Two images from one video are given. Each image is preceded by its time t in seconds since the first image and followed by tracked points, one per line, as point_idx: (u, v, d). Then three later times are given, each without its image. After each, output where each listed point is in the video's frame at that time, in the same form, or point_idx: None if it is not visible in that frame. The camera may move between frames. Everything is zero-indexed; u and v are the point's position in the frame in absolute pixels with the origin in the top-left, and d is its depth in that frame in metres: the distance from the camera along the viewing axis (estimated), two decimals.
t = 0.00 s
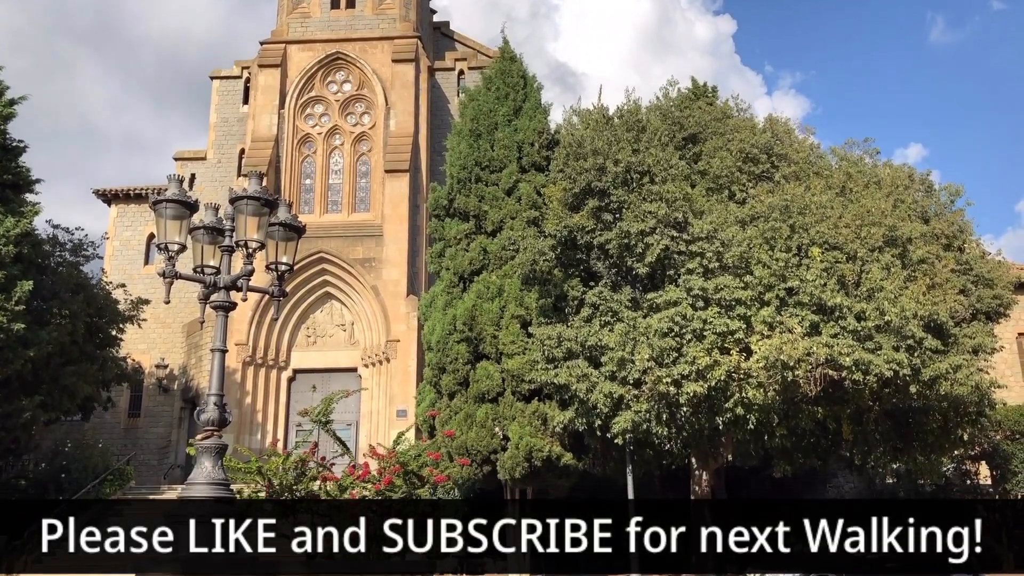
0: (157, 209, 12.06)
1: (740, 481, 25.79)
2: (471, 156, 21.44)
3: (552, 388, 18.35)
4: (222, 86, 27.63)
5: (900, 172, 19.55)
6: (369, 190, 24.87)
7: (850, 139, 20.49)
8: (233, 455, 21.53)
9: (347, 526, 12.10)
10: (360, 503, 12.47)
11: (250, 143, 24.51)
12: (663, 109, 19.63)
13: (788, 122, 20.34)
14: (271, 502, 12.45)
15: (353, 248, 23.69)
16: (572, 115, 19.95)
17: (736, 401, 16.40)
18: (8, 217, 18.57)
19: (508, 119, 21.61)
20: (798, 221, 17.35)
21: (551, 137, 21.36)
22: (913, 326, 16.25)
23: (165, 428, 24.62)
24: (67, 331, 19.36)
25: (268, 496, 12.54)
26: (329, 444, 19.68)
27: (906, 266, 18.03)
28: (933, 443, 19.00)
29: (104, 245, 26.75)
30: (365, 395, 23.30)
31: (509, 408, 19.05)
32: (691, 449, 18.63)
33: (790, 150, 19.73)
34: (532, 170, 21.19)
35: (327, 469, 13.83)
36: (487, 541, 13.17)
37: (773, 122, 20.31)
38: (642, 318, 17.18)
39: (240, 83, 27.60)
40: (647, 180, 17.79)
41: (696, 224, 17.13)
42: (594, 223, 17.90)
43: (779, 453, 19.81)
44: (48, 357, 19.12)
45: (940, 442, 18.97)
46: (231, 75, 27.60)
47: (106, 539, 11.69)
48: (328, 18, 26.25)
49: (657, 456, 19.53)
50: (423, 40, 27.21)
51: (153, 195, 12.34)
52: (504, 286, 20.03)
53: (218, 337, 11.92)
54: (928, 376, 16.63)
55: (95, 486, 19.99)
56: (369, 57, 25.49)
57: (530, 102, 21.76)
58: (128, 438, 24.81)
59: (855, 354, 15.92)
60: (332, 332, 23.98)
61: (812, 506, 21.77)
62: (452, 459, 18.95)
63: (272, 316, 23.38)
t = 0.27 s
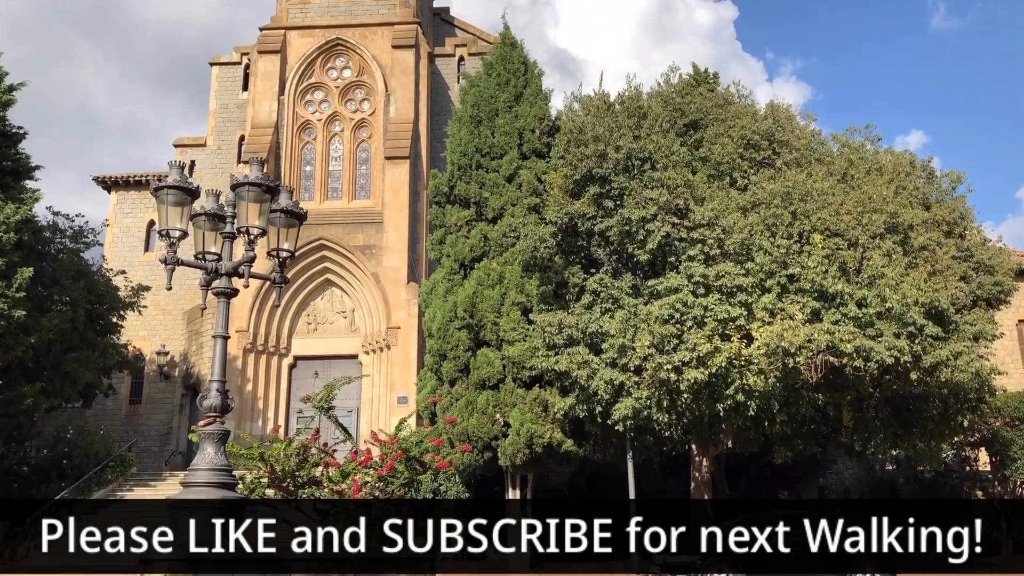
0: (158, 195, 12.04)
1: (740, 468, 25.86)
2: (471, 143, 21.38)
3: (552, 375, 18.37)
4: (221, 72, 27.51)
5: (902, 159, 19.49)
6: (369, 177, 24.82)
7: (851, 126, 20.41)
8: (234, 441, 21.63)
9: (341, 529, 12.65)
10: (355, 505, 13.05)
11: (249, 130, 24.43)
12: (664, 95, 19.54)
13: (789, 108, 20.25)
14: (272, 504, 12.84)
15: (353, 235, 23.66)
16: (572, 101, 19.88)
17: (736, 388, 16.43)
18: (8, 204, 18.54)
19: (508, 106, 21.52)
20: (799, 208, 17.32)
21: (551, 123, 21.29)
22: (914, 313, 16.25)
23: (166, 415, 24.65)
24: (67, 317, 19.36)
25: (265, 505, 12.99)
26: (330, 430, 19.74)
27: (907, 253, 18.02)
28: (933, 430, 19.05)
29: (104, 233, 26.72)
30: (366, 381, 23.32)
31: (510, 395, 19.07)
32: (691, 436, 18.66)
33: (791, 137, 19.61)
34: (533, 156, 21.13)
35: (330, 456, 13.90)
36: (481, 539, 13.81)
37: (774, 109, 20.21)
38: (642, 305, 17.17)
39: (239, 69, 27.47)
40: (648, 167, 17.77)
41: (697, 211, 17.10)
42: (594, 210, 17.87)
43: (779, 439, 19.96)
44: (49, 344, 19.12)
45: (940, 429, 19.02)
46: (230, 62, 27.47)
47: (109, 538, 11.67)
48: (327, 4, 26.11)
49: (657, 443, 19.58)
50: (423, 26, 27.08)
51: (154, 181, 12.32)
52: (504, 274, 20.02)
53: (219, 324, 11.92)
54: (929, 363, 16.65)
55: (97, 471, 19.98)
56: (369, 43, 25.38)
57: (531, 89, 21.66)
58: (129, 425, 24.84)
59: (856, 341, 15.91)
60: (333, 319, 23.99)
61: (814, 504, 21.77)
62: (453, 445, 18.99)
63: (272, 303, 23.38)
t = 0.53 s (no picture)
0: (160, 183, 12.04)
1: (741, 455, 25.94)
2: (472, 131, 21.34)
3: (554, 363, 18.40)
4: (222, 60, 27.44)
5: (904, 146, 19.46)
6: (370, 165, 24.78)
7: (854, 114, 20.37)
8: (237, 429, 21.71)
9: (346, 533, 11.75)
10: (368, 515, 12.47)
11: (250, 118, 24.39)
12: (666, 83, 19.48)
13: (791, 96, 20.20)
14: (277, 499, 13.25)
15: (355, 223, 23.63)
16: (574, 89, 19.83)
17: (738, 376, 16.45)
18: (10, 192, 18.54)
19: (510, 94, 21.45)
20: (801, 195, 17.30)
21: (553, 111, 21.24)
22: (915, 301, 16.26)
23: (169, 403, 24.71)
24: (70, 306, 19.39)
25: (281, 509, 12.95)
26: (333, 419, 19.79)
27: (909, 240, 18.02)
28: (934, 418, 19.09)
29: (106, 221, 26.72)
30: (368, 369, 23.36)
31: (512, 383, 19.10)
32: (693, 424, 18.69)
33: (794, 124, 19.55)
34: (534, 145, 21.11)
35: (333, 443, 14.15)
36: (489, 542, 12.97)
37: (777, 96, 20.15)
38: (644, 293, 17.18)
39: (240, 57, 27.39)
40: (650, 154, 17.77)
41: (699, 199, 17.10)
42: (596, 198, 17.87)
43: (781, 427, 20.03)
44: (52, 332, 19.15)
45: (941, 417, 19.05)
46: (231, 50, 27.39)
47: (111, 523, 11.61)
48: None
49: (658, 430, 19.63)
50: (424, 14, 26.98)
51: (157, 169, 12.32)
52: (506, 262, 20.00)
53: (223, 312, 11.94)
54: (930, 351, 16.67)
55: (100, 460, 19.96)
56: (370, 31, 25.30)
57: (533, 76, 21.59)
58: (132, 413, 24.91)
59: (857, 329, 15.94)
60: (334, 308, 24.01)
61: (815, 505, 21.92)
62: (455, 433, 19.04)
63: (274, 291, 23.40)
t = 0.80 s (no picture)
0: (163, 173, 12.04)
1: (743, 445, 25.97)
2: (475, 121, 21.30)
3: (557, 353, 18.41)
4: (224, 50, 27.36)
5: (907, 136, 19.43)
6: (372, 155, 24.74)
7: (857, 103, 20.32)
8: (241, 419, 21.76)
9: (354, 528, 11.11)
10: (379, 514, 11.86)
11: (252, 108, 24.34)
12: (669, 72, 19.44)
13: (794, 85, 20.14)
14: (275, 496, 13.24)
15: (357, 214, 23.61)
16: (577, 79, 19.78)
17: (740, 366, 16.44)
18: (13, 183, 18.53)
19: (512, 83, 21.39)
20: (804, 185, 17.27)
21: (555, 101, 21.19)
22: (918, 291, 16.24)
23: (171, 393, 24.74)
24: (73, 296, 19.41)
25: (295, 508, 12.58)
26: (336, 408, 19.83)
27: (912, 230, 17.99)
28: (936, 407, 19.10)
29: (108, 212, 26.71)
30: (370, 359, 23.38)
31: (514, 373, 19.10)
32: (695, 414, 18.68)
33: (796, 114, 19.49)
34: (537, 135, 21.07)
35: (336, 433, 14.28)
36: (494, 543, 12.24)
37: (780, 86, 20.09)
38: (646, 284, 17.17)
39: (241, 47, 27.30)
40: (652, 144, 17.76)
41: (702, 189, 17.08)
42: (599, 187, 17.88)
43: (783, 417, 20.04)
44: (55, 322, 19.17)
45: (943, 406, 19.07)
46: (233, 39, 27.31)
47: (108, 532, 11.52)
48: None
49: (660, 420, 19.65)
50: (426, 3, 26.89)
51: (159, 160, 12.30)
52: (508, 252, 19.99)
53: (226, 302, 11.94)
54: (933, 341, 16.68)
55: (103, 450, 19.99)
56: (372, 20, 25.22)
57: (535, 66, 21.52)
58: (135, 403, 24.96)
59: (860, 319, 15.94)
60: (336, 298, 24.01)
61: (818, 502, 21.93)
62: (458, 423, 19.07)
63: (276, 282, 23.41)
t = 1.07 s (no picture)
0: (168, 167, 12.05)
1: (747, 437, 26.00)
2: (479, 114, 21.27)
3: (561, 346, 18.43)
4: (227, 43, 27.34)
5: (912, 128, 19.38)
6: (375, 148, 24.72)
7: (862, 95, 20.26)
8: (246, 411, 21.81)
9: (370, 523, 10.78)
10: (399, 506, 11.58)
11: (255, 102, 24.33)
12: (673, 64, 19.40)
13: (799, 78, 20.08)
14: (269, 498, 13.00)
15: (360, 207, 23.61)
16: (581, 71, 19.75)
17: (744, 359, 16.44)
18: (18, 176, 18.56)
19: (516, 76, 21.35)
20: (809, 177, 17.25)
21: (559, 94, 21.14)
22: (923, 284, 16.22)
23: (176, 386, 24.79)
24: (77, 289, 19.47)
25: (309, 502, 12.59)
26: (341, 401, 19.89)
27: (917, 222, 17.97)
28: (940, 400, 19.09)
29: (112, 205, 26.73)
30: (375, 352, 23.40)
31: (518, 365, 19.11)
32: (699, 406, 18.68)
33: (801, 106, 19.44)
34: (541, 127, 21.04)
35: (342, 425, 14.34)
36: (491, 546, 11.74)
37: (785, 78, 20.04)
38: (650, 276, 17.18)
39: (245, 40, 27.28)
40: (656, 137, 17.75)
41: (706, 181, 17.06)
42: (603, 180, 17.88)
43: (787, 409, 20.04)
44: (60, 315, 19.22)
45: (948, 399, 19.06)
46: (236, 33, 27.29)
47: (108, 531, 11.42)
48: None
49: (664, 413, 19.67)
50: None
51: (164, 153, 12.31)
52: (512, 245, 19.98)
53: (231, 295, 11.95)
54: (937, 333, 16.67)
55: (109, 443, 20.05)
56: (375, 13, 25.19)
57: (539, 58, 21.47)
58: (140, 396, 25.02)
59: (864, 312, 15.93)
60: (340, 291, 24.02)
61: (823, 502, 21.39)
62: (462, 415, 19.11)
63: (280, 275, 23.43)
